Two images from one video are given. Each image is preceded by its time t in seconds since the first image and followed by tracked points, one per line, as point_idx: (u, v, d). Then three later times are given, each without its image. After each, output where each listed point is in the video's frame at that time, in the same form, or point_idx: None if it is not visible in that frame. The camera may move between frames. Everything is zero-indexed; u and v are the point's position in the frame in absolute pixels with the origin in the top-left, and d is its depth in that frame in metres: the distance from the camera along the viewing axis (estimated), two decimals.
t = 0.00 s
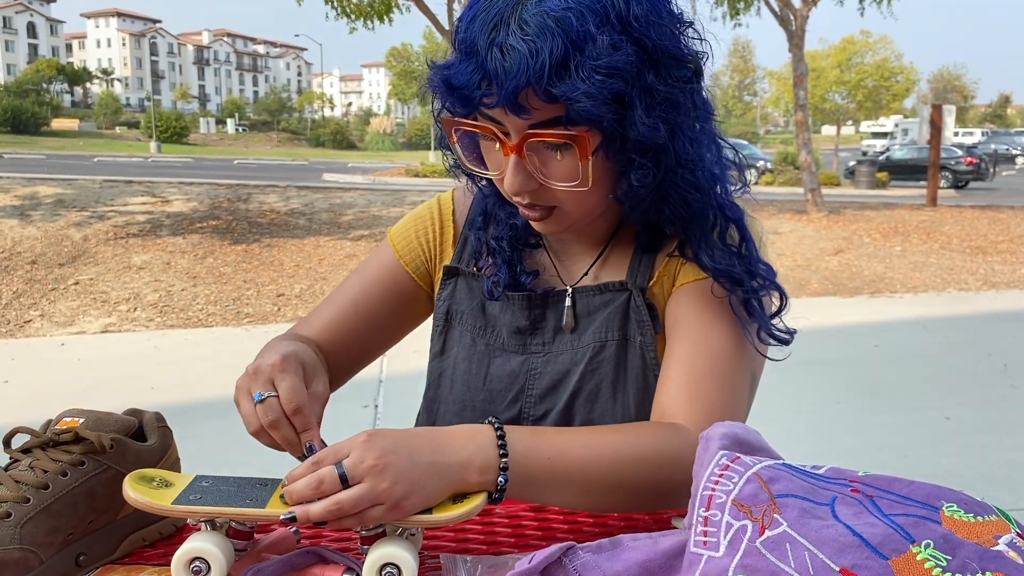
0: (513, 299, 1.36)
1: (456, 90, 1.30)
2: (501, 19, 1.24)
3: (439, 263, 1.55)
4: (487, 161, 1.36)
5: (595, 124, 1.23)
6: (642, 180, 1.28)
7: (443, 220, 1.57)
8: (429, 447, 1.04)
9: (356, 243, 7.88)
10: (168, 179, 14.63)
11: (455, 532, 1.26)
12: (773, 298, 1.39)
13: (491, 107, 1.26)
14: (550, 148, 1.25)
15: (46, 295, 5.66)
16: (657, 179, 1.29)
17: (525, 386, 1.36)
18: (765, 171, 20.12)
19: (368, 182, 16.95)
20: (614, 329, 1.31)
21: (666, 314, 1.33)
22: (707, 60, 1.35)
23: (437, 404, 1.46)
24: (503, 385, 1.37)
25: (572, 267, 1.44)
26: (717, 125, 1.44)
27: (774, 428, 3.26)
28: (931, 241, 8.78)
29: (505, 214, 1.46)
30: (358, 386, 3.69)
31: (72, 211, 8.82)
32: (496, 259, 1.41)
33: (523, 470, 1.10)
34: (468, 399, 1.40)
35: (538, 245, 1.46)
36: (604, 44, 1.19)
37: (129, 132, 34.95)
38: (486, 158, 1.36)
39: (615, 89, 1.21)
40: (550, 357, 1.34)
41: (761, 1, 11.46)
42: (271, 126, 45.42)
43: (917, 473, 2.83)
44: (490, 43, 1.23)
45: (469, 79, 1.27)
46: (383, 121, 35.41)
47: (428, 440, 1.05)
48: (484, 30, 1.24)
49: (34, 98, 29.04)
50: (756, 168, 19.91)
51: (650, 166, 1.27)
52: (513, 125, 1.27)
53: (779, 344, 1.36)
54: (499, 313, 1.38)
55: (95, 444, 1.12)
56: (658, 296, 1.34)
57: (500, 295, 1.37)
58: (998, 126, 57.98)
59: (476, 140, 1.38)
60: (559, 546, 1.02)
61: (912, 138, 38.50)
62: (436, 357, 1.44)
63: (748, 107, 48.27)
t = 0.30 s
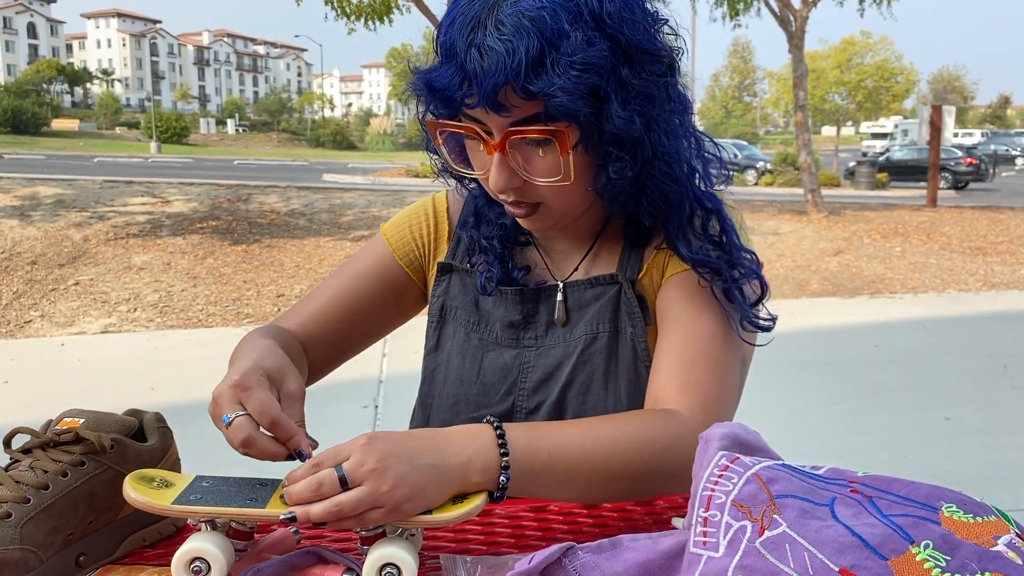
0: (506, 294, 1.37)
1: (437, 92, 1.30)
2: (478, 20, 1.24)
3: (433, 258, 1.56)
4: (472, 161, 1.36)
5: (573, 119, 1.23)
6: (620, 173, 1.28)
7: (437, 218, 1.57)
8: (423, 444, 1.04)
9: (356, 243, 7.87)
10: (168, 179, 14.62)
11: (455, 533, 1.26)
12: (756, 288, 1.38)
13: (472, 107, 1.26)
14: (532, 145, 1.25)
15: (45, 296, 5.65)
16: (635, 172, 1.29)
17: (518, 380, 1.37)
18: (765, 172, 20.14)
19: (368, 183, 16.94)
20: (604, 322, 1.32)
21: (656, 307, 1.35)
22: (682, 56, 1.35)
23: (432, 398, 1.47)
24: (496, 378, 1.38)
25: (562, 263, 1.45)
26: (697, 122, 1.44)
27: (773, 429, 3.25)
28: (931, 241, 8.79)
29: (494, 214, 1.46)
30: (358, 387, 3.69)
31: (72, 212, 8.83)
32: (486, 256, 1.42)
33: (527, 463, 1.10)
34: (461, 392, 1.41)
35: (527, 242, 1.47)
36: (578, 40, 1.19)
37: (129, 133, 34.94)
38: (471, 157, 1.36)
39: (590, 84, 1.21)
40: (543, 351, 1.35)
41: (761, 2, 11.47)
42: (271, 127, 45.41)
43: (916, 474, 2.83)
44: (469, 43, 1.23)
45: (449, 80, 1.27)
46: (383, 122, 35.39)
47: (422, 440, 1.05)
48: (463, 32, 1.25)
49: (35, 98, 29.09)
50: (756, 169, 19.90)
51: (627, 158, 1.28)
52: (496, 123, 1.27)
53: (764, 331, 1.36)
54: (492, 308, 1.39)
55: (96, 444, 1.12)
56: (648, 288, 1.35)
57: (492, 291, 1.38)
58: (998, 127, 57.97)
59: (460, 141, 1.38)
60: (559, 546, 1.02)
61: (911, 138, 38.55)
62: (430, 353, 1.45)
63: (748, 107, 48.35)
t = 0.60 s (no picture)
0: (496, 295, 1.37)
1: (435, 97, 1.30)
2: (477, 27, 1.24)
3: (425, 257, 1.58)
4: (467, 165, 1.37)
5: (572, 125, 1.24)
6: (617, 178, 1.29)
7: (427, 216, 1.59)
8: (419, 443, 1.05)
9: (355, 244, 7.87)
10: (167, 180, 14.62)
11: (454, 533, 1.26)
12: (742, 292, 1.39)
13: (469, 113, 1.27)
14: (529, 148, 1.25)
15: (45, 297, 5.65)
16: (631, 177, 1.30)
17: (508, 379, 1.37)
18: (764, 173, 20.15)
19: (368, 183, 16.94)
20: (593, 321, 1.33)
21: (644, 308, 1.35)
22: (675, 61, 1.36)
23: (423, 398, 1.47)
24: (486, 377, 1.38)
25: (553, 264, 1.45)
26: (687, 125, 1.45)
27: (772, 430, 3.26)
28: (931, 242, 8.80)
29: (485, 216, 1.47)
30: (357, 387, 3.69)
31: (72, 212, 8.84)
32: (479, 258, 1.42)
33: (523, 462, 1.10)
34: (452, 391, 1.41)
35: (519, 244, 1.47)
36: (577, 47, 1.20)
37: (128, 133, 34.91)
38: (467, 161, 1.36)
39: (589, 90, 1.22)
40: (533, 350, 1.36)
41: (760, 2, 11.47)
42: (271, 128, 45.40)
43: (915, 475, 2.84)
44: (467, 50, 1.23)
45: (448, 86, 1.27)
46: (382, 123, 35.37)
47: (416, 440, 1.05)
48: (461, 38, 1.25)
49: (34, 99, 29.12)
50: (755, 170, 19.92)
51: (624, 164, 1.28)
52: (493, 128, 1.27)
53: (750, 334, 1.37)
54: (483, 308, 1.40)
55: (95, 444, 1.12)
56: (637, 289, 1.36)
57: (484, 291, 1.38)
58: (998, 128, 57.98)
59: (456, 146, 1.38)
60: (559, 546, 1.02)
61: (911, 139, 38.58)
62: (421, 353, 1.46)
63: (748, 108, 48.37)
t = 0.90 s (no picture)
0: (491, 300, 1.37)
1: (432, 102, 1.30)
2: (474, 32, 1.24)
3: (417, 264, 1.57)
4: (464, 169, 1.37)
5: (570, 129, 1.24)
6: (615, 181, 1.29)
7: (420, 221, 1.58)
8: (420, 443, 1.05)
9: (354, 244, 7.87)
10: (166, 180, 14.62)
11: (453, 533, 1.26)
12: (732, 299, 1.37)
13: (467, 118, 1.27)
14: (527, 153, 1.25)
15: (44, 297, 5.65)
16: (628, 180, 1.30)
17: (503, 384, 1.38)
18: (764, 173, 20.15)
19: (368, 183, 16.94)
20: (588, 326, 1.34)
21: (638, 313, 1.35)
22: (671, 63, 1.36)
23: (419, 403, 1.47)
24: (482, 383, 1.38)
25: (548, 265, 1.45)
26: (683, 126, 1.46)
27: (772, 430, 3.26)
28: (930, 243, 8.81)
29: (480, 219, 1.47)
30: (356, 388, 3.69)
31: (71, 212, 8.83)
32: (474, 261, 1.42)
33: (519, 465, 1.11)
34: (448, 397, 1.41)
35: (515, 247, 1.48)
36: (574, 51, 1.20)
37: (127, 133, 34.90)
38: (464, 165, 1.36)
39: (587, 95, 1.22)
40: (528, 355, 1.36)
41: (760, 3, 11.47)
42: (270, 128, 45.40)
43: (914, 476, 2.84)
44: (464, 55, 1.23)
45: (444, 91, 1.26)
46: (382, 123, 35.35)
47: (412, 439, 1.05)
48: (457, 43, 1.24)
49: (34, 99, 29.10)
50: (755, 171, 19.94)
51: (622, 167, 1.29)
52: (490, 133, 1.27)
53: (743, 341, 1.35)
54: (478, 313, 1.40)
55: (95, 444, 1.12)
56: (632, 293, 1.36)
57: (479, 296, 1.38)
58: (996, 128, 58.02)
59: (452, 150, 1.38)
60: (558, 546, 1.02)
61: (910, 139, 38.56)
62: (416, 358, 1.46)
63: (747, 108, 48.37)
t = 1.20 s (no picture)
0: (488, 299, 1.38)
1: (428, 105, 1.30)
2: (470, 34, 1.23)
3: (417, 260, 1.57)
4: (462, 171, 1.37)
5: (566, 132, 1.24)
6: (612, 184, 1.29)
7: (419, 216, 1.58)
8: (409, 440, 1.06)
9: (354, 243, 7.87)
10: (166, 178, 14.62)
11: (453, 532, 1.26)
12: (727, 301, 1.35)
13: (464, 121, 1.27)
14: (524, 155, 1.26)
15: (43, 295, 5.64)
16: (625, 182, 1.30)
17: (500, 385, 1.38)
18: (763, 172, 20.14)
19: (367, 182, 16.95)
20: (585, 328, 1.34)
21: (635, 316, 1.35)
22: (669, 63, 1.36)
23: (417, 402, 1.48)
24: (479, 383, 1.38)
25: (547, 265, 1.46)
26: (682, 126, 1.45)
27: (771, 430, 3.26)
28: (930, 241, 8.81)
29: (478, 219, 1.46)
30: (355, 387, 3.69)
31: (70, 210, 8.82)
32: (471, 261, 1.42)
33: (514, 464, 1.12)
34: (444, 396, 1.42)
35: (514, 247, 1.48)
36: (570, 53, 1.20)
37: (127, 131, 34.89)
38: (461, 167, 1.36)
39: (584, 97, 1.22)
40: (525, 356, 1.37)
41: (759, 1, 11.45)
42: (270, 127, 45.39)
43: (913, 475, 2.83)
44: (460, 58, 1.23)
45: (440, 94, 1.26)
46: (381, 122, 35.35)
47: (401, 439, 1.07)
48: (453, 46, 1.24)
49: (33, 98, 29.06)
50: (754, 169, 19.96)
51: (619, 169, 1.28)
52: (486, 136, 1.27)
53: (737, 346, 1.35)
54: (476, 312, 1.40)
55: (95, 443, 1.12)
56: (629, 295, 1.36)
57: (476, 295, 1.39)
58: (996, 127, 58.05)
59: (449, 151, 1.38)
60: (557, 546, 1.01)
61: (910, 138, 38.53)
62: (414, 356, 1.46)
63: (747, 107, 48.34)
